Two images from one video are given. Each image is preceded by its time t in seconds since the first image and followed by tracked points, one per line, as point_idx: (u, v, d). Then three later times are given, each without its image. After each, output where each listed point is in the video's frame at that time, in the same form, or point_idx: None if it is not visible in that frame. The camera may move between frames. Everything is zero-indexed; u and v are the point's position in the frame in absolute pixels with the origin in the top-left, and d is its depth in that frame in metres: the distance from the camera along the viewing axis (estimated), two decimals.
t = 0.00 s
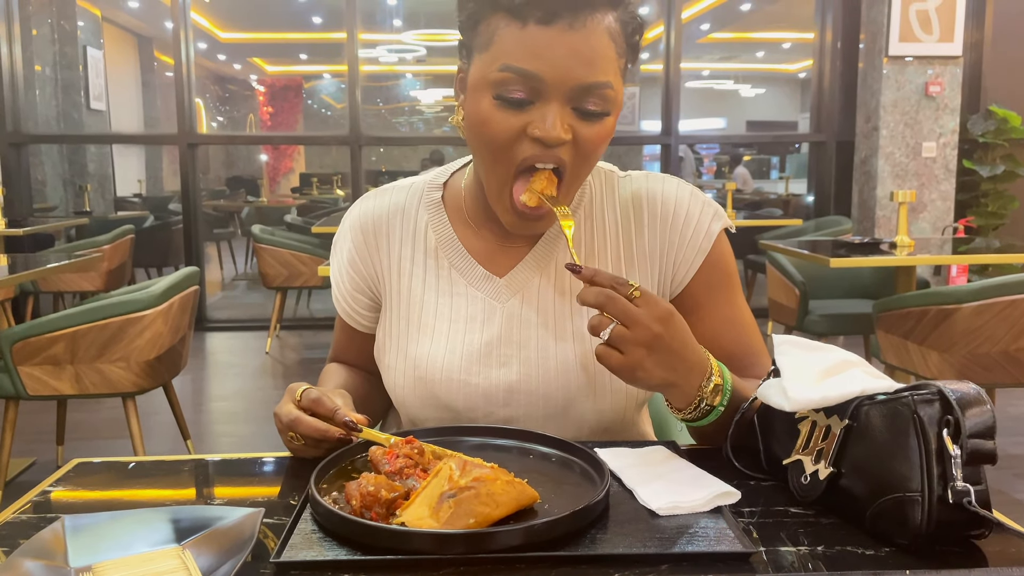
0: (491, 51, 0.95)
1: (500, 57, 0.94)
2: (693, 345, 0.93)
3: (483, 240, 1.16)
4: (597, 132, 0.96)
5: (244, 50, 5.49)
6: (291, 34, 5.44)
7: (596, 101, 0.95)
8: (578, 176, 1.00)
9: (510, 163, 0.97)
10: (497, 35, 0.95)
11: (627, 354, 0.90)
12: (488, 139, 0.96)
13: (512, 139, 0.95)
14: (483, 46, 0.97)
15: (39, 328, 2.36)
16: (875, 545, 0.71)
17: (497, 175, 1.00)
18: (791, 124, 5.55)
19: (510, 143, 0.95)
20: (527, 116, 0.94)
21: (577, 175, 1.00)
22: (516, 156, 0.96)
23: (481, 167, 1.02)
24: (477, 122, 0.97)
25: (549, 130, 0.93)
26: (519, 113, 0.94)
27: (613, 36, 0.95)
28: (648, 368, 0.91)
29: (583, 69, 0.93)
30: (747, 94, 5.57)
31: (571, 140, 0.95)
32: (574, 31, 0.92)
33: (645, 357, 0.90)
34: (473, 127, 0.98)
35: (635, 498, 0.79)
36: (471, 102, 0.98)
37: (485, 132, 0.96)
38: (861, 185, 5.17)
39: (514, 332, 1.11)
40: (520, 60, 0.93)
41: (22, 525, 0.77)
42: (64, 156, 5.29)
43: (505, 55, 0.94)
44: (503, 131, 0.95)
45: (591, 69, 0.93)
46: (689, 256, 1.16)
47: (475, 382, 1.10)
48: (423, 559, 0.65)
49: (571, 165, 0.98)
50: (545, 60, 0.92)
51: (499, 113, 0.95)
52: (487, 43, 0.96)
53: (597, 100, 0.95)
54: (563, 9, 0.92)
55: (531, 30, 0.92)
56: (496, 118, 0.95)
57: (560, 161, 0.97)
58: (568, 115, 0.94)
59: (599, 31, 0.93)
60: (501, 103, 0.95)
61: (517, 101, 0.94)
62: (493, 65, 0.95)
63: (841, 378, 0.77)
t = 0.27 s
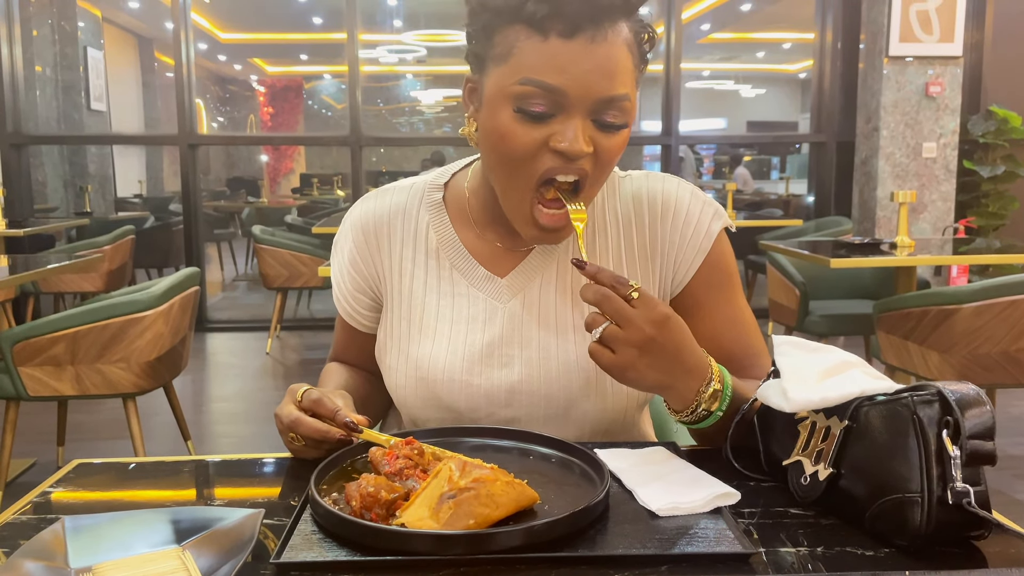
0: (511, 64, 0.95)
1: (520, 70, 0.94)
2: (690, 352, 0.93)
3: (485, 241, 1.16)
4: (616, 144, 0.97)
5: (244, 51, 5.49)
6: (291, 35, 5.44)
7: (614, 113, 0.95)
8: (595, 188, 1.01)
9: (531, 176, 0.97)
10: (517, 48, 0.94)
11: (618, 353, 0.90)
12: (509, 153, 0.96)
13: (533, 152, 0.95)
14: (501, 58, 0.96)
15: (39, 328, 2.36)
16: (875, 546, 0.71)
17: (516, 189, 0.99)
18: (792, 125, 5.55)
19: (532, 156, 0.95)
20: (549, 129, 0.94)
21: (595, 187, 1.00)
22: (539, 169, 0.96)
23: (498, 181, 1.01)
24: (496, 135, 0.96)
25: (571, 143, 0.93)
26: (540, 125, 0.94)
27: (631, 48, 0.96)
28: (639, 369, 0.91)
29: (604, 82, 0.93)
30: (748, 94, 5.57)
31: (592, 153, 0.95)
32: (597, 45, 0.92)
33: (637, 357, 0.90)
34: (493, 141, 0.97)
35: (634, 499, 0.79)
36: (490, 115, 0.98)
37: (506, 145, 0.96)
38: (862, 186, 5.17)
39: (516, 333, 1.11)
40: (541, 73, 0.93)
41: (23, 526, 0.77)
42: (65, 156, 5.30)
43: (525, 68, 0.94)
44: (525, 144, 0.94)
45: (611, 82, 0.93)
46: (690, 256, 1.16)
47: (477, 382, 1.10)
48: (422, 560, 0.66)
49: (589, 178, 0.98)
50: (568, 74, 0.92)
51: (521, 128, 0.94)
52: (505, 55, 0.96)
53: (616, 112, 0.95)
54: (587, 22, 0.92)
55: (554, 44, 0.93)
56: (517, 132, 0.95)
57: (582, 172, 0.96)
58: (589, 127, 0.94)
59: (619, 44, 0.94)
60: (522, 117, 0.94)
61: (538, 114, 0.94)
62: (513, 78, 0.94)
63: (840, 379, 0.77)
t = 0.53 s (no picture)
0: (514, 65, 0.95)
1: (523, 72, 0.94)
2: (689, 359, 0.92)
3: (485, 240, 1.16)
4: (619, 144, 0.97)
5: (244, 51, 5.48)
6: (291, 35, 5.43)
7: (617, 113, 0.95)
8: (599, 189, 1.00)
9: (534, 177, 0.97)
10: (520, 51, 0.94)
11: (613, 358, 0.90)
12: (513, 154, 0.96)
13: (537, 153, 0.95)
14: (504, 60, 0.96)
15: (40, 329, 2.36)
16: (877, 546, 0.71)
17: (520, 190, 0.99)
18: (792, 124, 5.55)
19: (536, 156, 0.95)
20: (552, 131, 0.94)
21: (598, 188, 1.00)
22: (543, 169, 0.96)
23: (502, 181, 1.01)
24: (501, 136, 0.96)
25: (574, 143, 0.93)
26: (544, 126, 0.94)
27: (633, 49, 0.95)
28: (634, 375, 0.91)
29: (608, 82, 0.93)
30: (748, 94, 5.56)
31: (596, 154, 0.95)
32: (601, 47, 0.92)
33: (631, 363, 0.90)
34: (498, 141, 0.97)
35: (636, 499, 0.79)
36: (494, 116, 0.98)
37: (510, 145, 0.96)
38: (863, 185, 5.17)
39: (518, 331, 1.11)
40: (544, 75, 0.93)
41: (24, 526, 0.77)
42: (65, 156, 5.30)
43: (529, 70, 0.93)
44: (529, 145, 0.94)
45: (615, 83, 0.93)
46: (691, 252, 1.16)
47: (479, 381, 1.10)
48: (424, 559, 0.65)
49: (593, 180, 0.98)
50: (573, 76, 0.92)
51: (525, 129, 0.94)
52: (508, 56, 0.96)
53: (619, 112, 0.95)
54: (592, 24, 0.92)
55: (557, 45, 0.92)
56: (522, 133, 0.95)
57: (586, 173, 0.96)
58: (593, 128, 0.94)
59: (624, 45, 0.94)
60: (527, 118, 0.94)
61: (542, 115, 0.94)
62: (517, 79, 0.94)
63: (842, 379, 0.77)
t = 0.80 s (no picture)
0: (505, 61, 0.95)
1: (515, 67, 0.94)
2: (700, 370, 0.92)
3: (483, 238, 1.16)
4: (610, 140, 0.97)
5: (244, 50, 5.48)
6: (291, 34, 5.44)
7: (608, 109, 0.95)
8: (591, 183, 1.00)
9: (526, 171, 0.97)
10: (510, 46, 0.95)
11: (624, 374, 0.90)
12: (505, 147, 0.96)
13: (528, 147, 0.95)
14: (495, 55, 0.96)
15: (40, 329, 2.36)
16: (877, 545, 0.71)
17: (511, 184, 0.99)
18: (792, 124, 5.54)
19: (527, 150, 0.95)
20: (544, 125, 0.94)
21: (590, 182, 1.00)
22: (534, 163, 0.96)
23: (495, 176, 1.01)
24: (492, 129, 0.97)
25: (565, 137, 0.93)
26: (535, 121, 0.94)
27: (625, 45, 0.95)
28: (644, 390, 0.91)
29: (599, 78, 0.93)
30: (748, 93, 5.56)
31: (587, 149, 0.95)
32: (591, 43, 0.92)
33: (642, 378, 0.90)
34: (489, 135, 0.97)
35: (636, 498, 0.79)
36: (485, 110, 0.98)
37: (502, 140, 0.96)
38: (862, 185, 5.17)
39: (517, 327, 1.11)
40: (535, 70, 0.93)
41: (25, 526, 0.77)
42: (65, 156, 5.30)
43: (519, 65, 0.94)
44: (520, 139, 0.95)
45: (606, 79, 0.93)
46: (689, 245, 1.16)
47: (478, 377, 1.10)
48: (426, 559, 0.65)
49: (585, 174, 0.98)
50: (564, 72, 0.92)
51: (516, 124, 0.94)
52: (498, 52, 0.96)
53: (609, 108, 0.95)
54: (582, 20, 0.92)
55: (548, 42, 0.92)
56: (513, 127, 0.95)
57: (576, 167, 0.97)
58: (584, 123, 0.94)
59: (615, 41, 0.94)
60: (518, 112, 0.94)
61: (532, 110, 0.94)
62: (507, 74, 0.95)
63: (842, 378, 0.77)
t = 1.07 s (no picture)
0: (480, 46, 0.96)
1: (488, 51, 0.95)
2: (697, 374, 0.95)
3: (477, 234, 1.16)
4: (587, 123, 0.96)
5: (244, 50, 5.49)
6: (291, 35, 5.44)
7: (583, 90, 0.95)
8: (570, 169, 0.99)
9: (502, 155, 0.96)
10: (484, 32, 0.96)
11: (689, 414, 0.89)
12: (480, 131, 0.96)
13: (503, 131, 0.95)
14: (471, 42, 0.98)
15: (40, 329, 2.36)
16: (875, 545, 0.72)
17: (489, 169, 0.98)
18: (791, 124, 5.54)
19: (502, 134, 0.95)
20: (518, 109, 0.94)
21: (569, 168, 0.99)
22: (509, 147, 0.96)
23: (474, 163, 1.01)
24: (468, 115, 0.97)
25: (539, 120, 0.93)
26: (509, 104, 0.94)
27: (598, 30, 0.97)
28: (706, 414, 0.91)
29: (570, 59, 0.94)
30: (747, 93, 5.57)
31: (562, 131, 0.95)
32: (559, 24, 0.94)
33: (698, 404, 0.90)
34: (466, 121, 0.98)
35: (635, 498, 0.79)
36: (463, 96, 0.98)
37: (477, 124, 0.96)
38: (861, 184, 5.17)
39: (510, 321, 1.11)
40: (508, 52, 0.94)
41: (24, 526, 0.77)
42: (64, 156, 5.30)
43: (493, 49, 0.95)
44: (495, 122, 0.95)
45: (577, 59, 0.94)
46: (677, 240, 1.15)
47: (473, 371, 1.10)
48: (424, 559, 0.66)
49: (562, 159, 0.97)
50: (535, 52, 0.93)
51: (492, 107, 0.95)
52: (474, 39, 0.98)
53: (584, 91, 0.95)
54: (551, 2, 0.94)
55: (519, 24, 0.94)
56: (489, 111, 0.95)
57: (552, 153, 0.96)
58: (557, 106, 0.95)
59: (585, 23, 0.95)
60: (493, 96, 0.95)
61: (507, 93, 0.94)
62: (483, 58, 0.96)
63: (840, 378, 0.77)
